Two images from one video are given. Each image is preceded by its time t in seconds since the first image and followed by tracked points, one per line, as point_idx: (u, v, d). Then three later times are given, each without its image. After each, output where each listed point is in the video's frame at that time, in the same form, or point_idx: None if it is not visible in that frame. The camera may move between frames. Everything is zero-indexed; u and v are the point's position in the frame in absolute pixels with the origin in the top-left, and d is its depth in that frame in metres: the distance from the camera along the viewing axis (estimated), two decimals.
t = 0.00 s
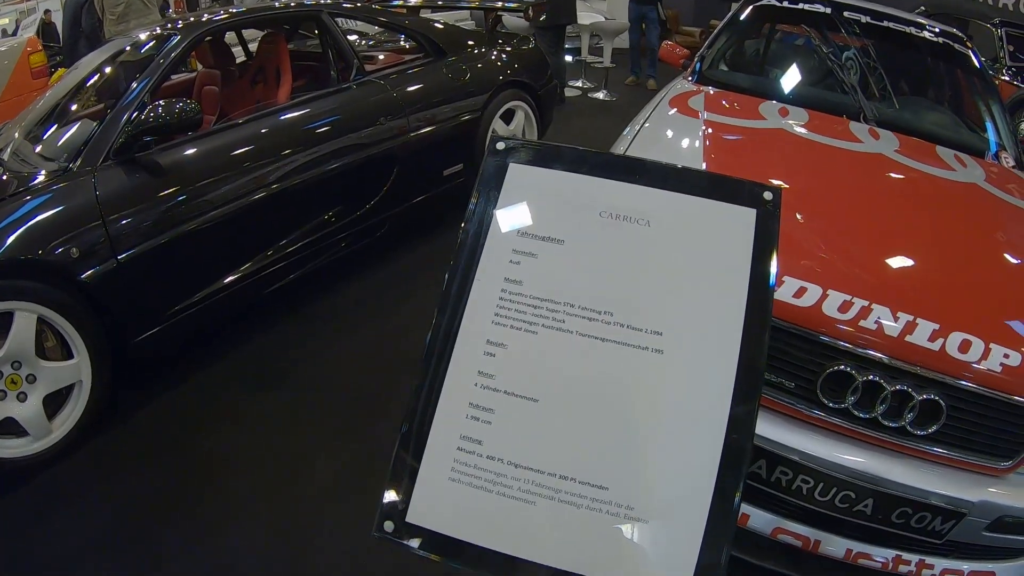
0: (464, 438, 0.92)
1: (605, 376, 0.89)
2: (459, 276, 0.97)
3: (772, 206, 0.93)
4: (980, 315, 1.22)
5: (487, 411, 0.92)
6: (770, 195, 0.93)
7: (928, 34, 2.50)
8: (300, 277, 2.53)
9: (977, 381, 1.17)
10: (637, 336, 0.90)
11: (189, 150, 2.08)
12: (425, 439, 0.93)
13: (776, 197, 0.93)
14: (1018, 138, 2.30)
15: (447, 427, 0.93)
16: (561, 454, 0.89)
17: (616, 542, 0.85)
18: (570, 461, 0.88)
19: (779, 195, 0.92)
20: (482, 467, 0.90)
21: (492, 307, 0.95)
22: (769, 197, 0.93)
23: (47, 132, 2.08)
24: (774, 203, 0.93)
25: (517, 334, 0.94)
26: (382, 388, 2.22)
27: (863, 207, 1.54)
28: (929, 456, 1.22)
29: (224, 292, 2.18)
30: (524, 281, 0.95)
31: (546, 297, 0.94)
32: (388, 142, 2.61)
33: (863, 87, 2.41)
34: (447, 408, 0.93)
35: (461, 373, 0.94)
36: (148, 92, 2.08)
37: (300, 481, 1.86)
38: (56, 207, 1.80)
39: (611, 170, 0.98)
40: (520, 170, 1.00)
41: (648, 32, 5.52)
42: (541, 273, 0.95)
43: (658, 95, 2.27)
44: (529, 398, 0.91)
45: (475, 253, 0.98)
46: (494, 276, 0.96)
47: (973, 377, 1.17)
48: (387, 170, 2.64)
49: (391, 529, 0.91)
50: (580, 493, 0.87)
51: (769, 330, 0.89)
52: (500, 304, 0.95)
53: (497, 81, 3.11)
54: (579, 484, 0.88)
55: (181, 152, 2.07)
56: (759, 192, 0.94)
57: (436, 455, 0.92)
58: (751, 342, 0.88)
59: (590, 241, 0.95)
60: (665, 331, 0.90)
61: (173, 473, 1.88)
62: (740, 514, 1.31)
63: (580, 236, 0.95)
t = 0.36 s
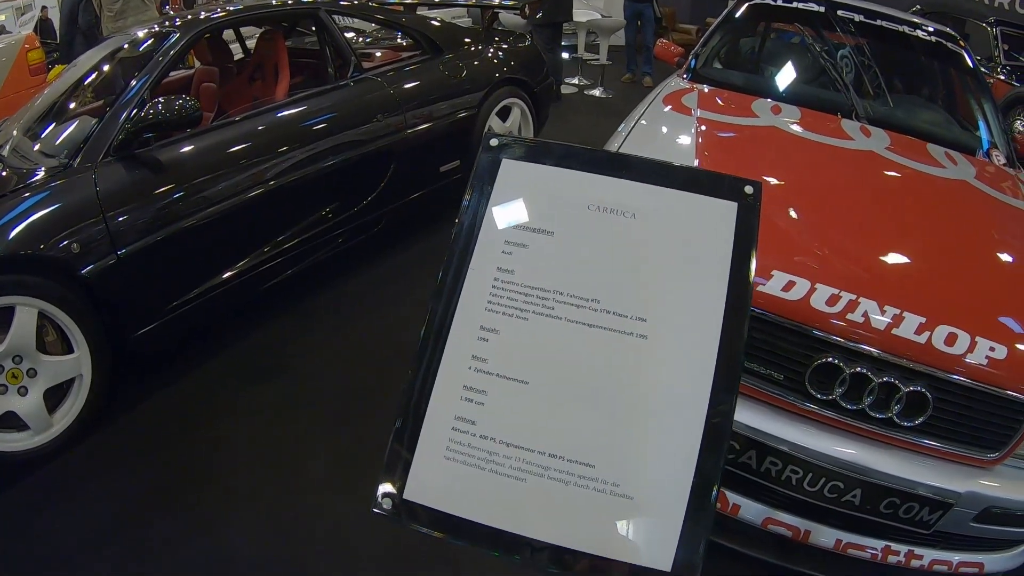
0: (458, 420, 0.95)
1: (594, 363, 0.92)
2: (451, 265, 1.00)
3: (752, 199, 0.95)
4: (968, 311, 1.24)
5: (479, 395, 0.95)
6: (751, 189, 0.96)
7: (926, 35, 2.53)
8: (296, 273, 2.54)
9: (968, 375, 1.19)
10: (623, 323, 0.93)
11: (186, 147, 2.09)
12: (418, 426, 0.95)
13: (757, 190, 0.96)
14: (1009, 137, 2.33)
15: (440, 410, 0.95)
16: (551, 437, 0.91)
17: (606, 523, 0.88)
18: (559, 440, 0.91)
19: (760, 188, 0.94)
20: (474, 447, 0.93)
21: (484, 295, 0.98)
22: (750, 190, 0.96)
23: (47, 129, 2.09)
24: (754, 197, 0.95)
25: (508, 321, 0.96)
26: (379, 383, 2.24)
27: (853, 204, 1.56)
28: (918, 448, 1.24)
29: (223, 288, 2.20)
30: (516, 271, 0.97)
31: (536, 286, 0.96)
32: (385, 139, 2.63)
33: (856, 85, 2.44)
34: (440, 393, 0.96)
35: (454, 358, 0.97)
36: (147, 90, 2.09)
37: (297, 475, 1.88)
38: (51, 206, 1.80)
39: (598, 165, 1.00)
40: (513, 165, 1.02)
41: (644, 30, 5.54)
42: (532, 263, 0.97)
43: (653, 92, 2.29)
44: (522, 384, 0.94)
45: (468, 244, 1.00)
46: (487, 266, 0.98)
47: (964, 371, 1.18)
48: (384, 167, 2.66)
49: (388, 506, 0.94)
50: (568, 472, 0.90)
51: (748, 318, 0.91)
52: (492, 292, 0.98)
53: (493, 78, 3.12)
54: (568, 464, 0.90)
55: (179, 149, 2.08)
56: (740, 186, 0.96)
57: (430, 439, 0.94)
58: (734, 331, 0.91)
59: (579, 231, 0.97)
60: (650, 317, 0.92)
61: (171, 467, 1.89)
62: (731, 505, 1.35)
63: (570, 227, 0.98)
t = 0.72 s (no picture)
0: (447, 398, 1.01)
1: (574, 346, 0.98)
2: (442, 257, 1.06)
3: (722, 196, 1.02)
4: (953, 310, 1.27)
5: (467, 377, 1.01)
6: (722, 186, 1.02)
7: (920, 38, 2.56)
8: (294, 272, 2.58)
9: (958, 372, 1.22)
10: (601, 310, 0.99)
11: (185, 148, 2.12)
12: (410, 410, 1.01)
13: (727, 187, 1.02)
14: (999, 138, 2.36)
15: (431, 390, 1.01)
16: (535, 415, 0.98)
17: (586, 497, 0.94)
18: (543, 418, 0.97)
19: (730, 185, 1.01)
20: (462, 424, 0.99)
21: (473, 284, 1.04)
22: (720, 187, 1.03)
23: (50, 129, 2.12)
24: (724, 194, 1.02)
25: (494, 308, 1.02)
26: (377, 380, 2.28)
27: (839, 204, 1.59)
28: (900, 440, 1.28)
29: (223, 285, 2.23)
30: (502, 262, 1.04)
31: (521, 275, 1.03)
32: (384, 140, 2.66)
33: (849, 87, 2.47)
34: (432, 376, 1.01)
35: (444, 342, 1.03)
36: (150, 91, 2.12)
37: (296, 468, 1.92)
38: (51, 206, 1.82)
39: (581, 164, 1.07)
40: (500, 164, 1.09)
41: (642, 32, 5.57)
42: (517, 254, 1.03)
43: (646, 94, 2.32)
44: (508, 366, 1.00)
45: (458, 237, 1.06)
46: (476, 257, 1.05)
47: (953, 368, 1.21)
48: (382, 167, 2.69)
49: (384, 477, 0.99)
50: (549, 447, 0.97)
51: (717, 305, 0.98)
52: (480, 281, 1.04)
53: (491, 80, 3.16)
54: (549, 439, 0.97)
55: (179, 150, 2.11)
56: (712, 184, 1.03)
57: (421, 419, 1.00)
58: (705, 317, 0.97)
59: (562, 225, 1.04)
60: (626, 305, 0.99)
61: (172, 460, 1.93)
62: (719, 496, 1.38)
63: (552, 221, 1.04)
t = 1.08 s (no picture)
0: (442, 385, 1.09)
1: (559, 338, 1.06)
2: (439, 255, 1.14)
3: (698, 200, 1.09)
4: (940, 313, 1.31)
5: (460, 365, 1.09)
6: (698, 191, 1.09)
7: (913, 44, 2.60)
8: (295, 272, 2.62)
9: (949, 373, 1.25)
10: (582, 304, 1.07)
11: (187, 151, 2.15)
12: (407, 397, 1.09)
13: (702, 192, 1.09)
14: (990, 142, 2.40)
15: (427, 377, 1.09)
16: (522, 400, 1.06)
17: (568, 475, 1.02)
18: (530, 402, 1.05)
19: (705, 190, 1.08)
20: (455, 409, 1.07)
21: (466, 280, 1.12)
22: (697, 192, 1.09)
23: (56, 130, 2.15)
24: (701, 198, 1.09)
25: (485, 302, 1.10)
26: (376, 378, 2.32)
27: (827, 208, 1.63)
28: (883, 436, 1.32)
29: (226, 284, 2.27)
30: (493, 260, 1.12)
31: (510, 272, 1.10)
32: (384, 142, 2.70)
33: (843, 92, 2.51)
34: (428, 365, 1.09)
35: (439, 334, 1.10)
36: (155, 94, 2.16)
37: (296, 463, 1.96)
38: (53, 209, 1.85)
39: (567, 171, 1.15)
40: (492, 171, 1.17)
41: (640, 36, 5.62)
42: (507, 253, 1.11)
43: (641, 99, 2.37)
44: (499, 356, 1.08)
45: (454, 237, 1.14)
46: (469, 256, 1.12)
47: (944, 369, 1.25)
48: (382, 169, 2.73)
49: (383, 458, 1.07)
50: (536, 430, 1.04)
51: (692, 301, 1.05)
52: (473, 278, 1.12)
53: (490, 83, 3.20)
54: (536, 423, 1.04)
55: (181, 153, 2.14)
56: (689, 189, 1.10)
57: (417, 404, 1.08)
58: (681, 313, 1.04)
59: (550, 226, 1.11)
60: (605, 300, 1.06)
61: (174, 455, 1.97)
62: (709, 491, 1.42)
63: (540, 223, 1.12)
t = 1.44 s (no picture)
0: (442, 369, 1.13)
1: (553, 330, 1.10)
2: (439, 251, 1.18)
3: (682, 200, 1.13)
4: (930, 312, 1.35)
5: (457, 355, 1.13)
6: (682, 191, 1.13)
7: (909, 48, 2.64)
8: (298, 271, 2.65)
9: (943, 371, 1.28)
10: (573, 295, 1.11)
11: (191, 152, 2.19)
12: (407, 388, 1.13)
13: (686, 192, 1.13)
14: (984, 146, 2.44)
15: (427, 363, 1.13)
16: (517, 390, 1.10)
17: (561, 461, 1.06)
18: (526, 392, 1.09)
19: (688, 190, 1.12)
20: (455, 392, 1.11)
21: (465, 272, 1.16)
22: (681, 192, 1.13)
23: (64, 131, 2.19)
24: (684, 198, 1.13)
25: (483, 294, 1.14)
26: (377, 376, 2.36)
27: (820, 210, 1.66)
28: (871, 430, 1.35)
29: (229, 283, 2.31)
30: (491, 255, 1.16)
31: (506, 265, 1.15)
32: (386, 144, 2.74)
33: (840, 95, 2.55)
34: (428, 352, 1.14)
35: (439, 324, 1.14)
36: (162, 96, 2.20)
37: (297, 459, 1.99)
38: (58, 210, 1.88)
39: (558, 171, 1.19)
40: (491, 171, 1.20)
41: (640, 39, 5.65)
42: (503, 248, 1.15)
43: (640, 102, 2.41)
44: (496, 348, 1.12)
45: (451, 235, 1.18)
46: (466, 252, 1.17)
47: (937, 367, 1.28)
48: (384, 171, 2.77)
49: (388, 438, 1.12)
50: (530, 411, 1.09)
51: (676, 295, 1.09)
52: (471, 271, 1.16)
53: (491, 86, 3.23)
54: (531, 406, 1.09)
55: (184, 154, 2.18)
56: (673, 188, 1.14)
57: (417, 393, 1.12)
58: (664, 307, 1.09)
59: (544, 223, 1.15)
60: (595, 291, 1.11)
61: (178, 450, 2.00)
62: (702, 485, 1.45)
63: (533, 222, 1.16)
